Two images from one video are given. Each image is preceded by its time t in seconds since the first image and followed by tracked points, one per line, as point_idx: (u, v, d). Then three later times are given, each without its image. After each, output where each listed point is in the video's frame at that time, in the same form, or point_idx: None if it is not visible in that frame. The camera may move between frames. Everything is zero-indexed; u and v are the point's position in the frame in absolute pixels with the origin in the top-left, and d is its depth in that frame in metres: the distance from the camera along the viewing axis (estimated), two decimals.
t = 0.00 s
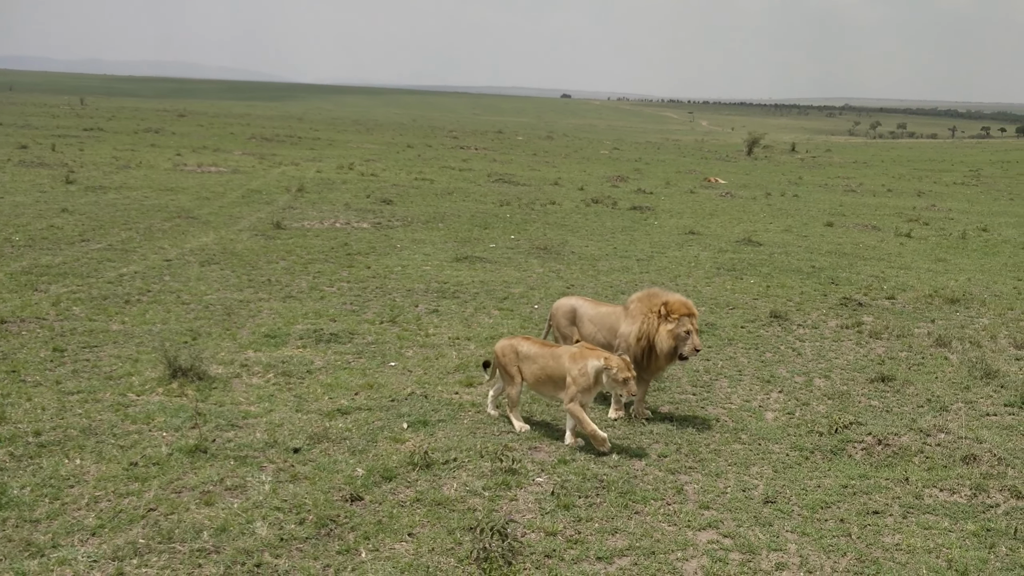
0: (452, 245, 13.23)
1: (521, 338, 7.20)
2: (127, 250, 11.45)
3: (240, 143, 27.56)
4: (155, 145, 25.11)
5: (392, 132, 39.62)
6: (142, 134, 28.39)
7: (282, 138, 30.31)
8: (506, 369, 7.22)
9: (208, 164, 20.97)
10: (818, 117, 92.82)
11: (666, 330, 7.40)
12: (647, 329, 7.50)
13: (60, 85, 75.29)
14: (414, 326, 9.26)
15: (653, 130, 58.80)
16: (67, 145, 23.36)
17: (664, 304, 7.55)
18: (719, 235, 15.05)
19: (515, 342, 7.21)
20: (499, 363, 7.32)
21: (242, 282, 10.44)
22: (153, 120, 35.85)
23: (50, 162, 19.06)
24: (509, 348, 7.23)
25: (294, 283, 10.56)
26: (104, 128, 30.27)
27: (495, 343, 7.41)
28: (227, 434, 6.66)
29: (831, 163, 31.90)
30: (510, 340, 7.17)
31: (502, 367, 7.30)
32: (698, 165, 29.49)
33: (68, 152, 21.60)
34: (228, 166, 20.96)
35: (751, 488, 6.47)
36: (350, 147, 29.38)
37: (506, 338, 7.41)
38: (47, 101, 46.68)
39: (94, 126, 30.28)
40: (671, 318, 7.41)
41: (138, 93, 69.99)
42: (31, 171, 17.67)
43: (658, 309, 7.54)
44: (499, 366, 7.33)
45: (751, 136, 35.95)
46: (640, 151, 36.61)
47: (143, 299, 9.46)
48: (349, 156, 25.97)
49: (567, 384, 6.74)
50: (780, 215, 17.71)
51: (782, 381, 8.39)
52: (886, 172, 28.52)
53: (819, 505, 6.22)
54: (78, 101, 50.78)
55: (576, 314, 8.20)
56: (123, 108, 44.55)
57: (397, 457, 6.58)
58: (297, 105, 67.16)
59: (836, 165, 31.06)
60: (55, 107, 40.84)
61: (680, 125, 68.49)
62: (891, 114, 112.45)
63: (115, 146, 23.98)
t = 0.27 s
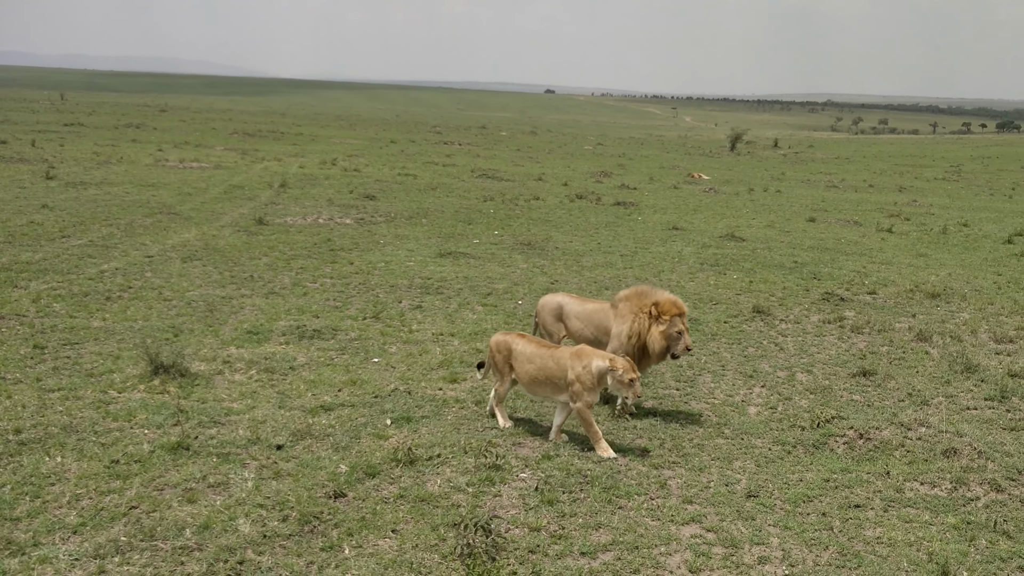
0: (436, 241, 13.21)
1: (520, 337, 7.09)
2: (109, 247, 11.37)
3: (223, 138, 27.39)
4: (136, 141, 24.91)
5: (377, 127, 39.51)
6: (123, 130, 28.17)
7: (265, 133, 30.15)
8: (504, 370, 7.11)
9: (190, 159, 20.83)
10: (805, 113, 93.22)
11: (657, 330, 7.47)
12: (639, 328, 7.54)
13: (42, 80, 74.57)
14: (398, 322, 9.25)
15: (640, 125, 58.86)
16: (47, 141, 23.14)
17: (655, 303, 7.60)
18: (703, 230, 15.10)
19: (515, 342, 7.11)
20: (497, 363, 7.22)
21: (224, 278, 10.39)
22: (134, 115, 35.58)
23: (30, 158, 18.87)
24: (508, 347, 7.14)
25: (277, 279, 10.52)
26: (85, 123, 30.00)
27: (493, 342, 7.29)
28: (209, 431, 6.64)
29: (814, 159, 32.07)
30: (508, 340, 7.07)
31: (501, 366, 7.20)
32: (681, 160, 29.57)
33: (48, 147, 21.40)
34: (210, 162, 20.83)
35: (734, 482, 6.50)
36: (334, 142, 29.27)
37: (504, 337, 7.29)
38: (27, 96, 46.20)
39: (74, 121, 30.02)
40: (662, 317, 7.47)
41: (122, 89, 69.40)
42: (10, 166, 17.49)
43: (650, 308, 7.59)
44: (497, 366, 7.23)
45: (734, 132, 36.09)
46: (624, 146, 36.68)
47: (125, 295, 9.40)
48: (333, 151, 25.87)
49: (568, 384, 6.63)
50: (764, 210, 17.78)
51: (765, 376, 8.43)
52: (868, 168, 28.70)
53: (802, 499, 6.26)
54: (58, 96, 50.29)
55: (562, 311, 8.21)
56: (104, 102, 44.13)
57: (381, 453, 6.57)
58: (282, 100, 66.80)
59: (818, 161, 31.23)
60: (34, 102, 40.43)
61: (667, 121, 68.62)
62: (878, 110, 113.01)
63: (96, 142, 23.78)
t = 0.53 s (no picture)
0: (426, 239, 13.19)
1: (525, 338, 6.96)
2: (98, 244, 11.33)
3: (212, 136, 27.31)
4: (125, 138, 24.81)
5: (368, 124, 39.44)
6: (112, 127, 28.06)
7: (255, 131, 30.08)
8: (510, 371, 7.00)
9: (180, 157, 20.77)
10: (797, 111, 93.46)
11: (666, 332, 7.47)
12: (647, 330, 7.53)
13: (31, 77, 74.22)
14: (389, 320, 9.24)
15: (631, 123, 58.91)
16: (35, 138, 23.04)
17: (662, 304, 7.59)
18: (694, 228, 15.12)
19: (519, 343, 6.99)
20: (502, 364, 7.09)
21: (214, 275, 10.37)
22: (123, 113, 35.45)
23: (18, 155, 18.78)
24: (512, 348, 7.02)
25: (267, 277, 10.50)
26: (73, 120, 29.88)
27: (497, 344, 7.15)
28: (200, 429, 6.63)
29: (804, 156, 32.16)
30: (513, 341, 6.94)
31: (506, 367, 7.08)
32: (672, 158, 29.62)
33: (36, 145, 21.29)
34: (200, 159, 20.77)
35: (725, 478, 6.52)
36: (324, 140, 29.21)
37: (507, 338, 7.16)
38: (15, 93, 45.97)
39: (63, 119, 29.88)
40: (671, 319, 7.47)
41: (112, 86, 69.12)
42: None
43: (656, 310, 7.58)
44: (501, 367, 7.11)
45: (724, 130, 36.16)
46: (615, 144, 36.72)
47: (114, 293, 9.38)
48: (322, 149, 25.82)
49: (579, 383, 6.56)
50: (754, 208, 17.81)
51: (755, 373, 8.46)
52: (858, 166, 28.79)
53: (792, 495, 6.28)
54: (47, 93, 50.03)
55: (559, 311, 8.16)
56: (94, 100, 43.90)
57: (372, 451, 6.57)
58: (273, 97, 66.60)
59: (807, 159, 31.32)
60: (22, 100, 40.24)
61: (660, 119, 68.68)
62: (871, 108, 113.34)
63: (84, 139, 23.68)
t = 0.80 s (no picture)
0: (409, 234, 13.18)
1: (527, 339, 7.00)
2: (77, 240, 11.26)
3: (193, 131, 27.14)
4: (105, 133, 24.62)
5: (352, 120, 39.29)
6: (92, 122, 27.84)
7: (237, 126, 29.94)
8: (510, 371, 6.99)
9: (160, 152, 20.64)
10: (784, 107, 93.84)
11: (671, 331, 7.53)
12: (651, 328, 7.57)
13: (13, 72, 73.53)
14: (371, 316, 9.23)
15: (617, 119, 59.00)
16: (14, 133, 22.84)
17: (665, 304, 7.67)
18: (677, 223, 15.17)
19: (521, 343, 7.02)
20: (502, 365, 7.07)
21: (196, 271, 10.32)
22: (103, 108, 35.16)
23: None
24: (514, 349, 7.04)
25: (248, 273, 10.46)
26: (53, 116, 29.61)
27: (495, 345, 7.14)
28: (181, 425, 6.61)
29: (786, 153, 32.32)
30: (515, 341, 6.97)
31: (506, 369, 7.07)
32: (655, 154, 29.68)
33: (14, 140, 21.09)
34: (181, 154, 20.67)
35: (707, 472, 6.56)
36: (306, 135, 29.08)
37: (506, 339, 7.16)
38: None
39: (42, 114, 29.60)
40: (675, 319, 7.54)
41: (94, 81, 68.60)
42: None
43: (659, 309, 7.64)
44: (500, 368, 7.11)
45: (707, 126, 36.27)
46: (598, 140, 36.75)
47: (94, 289, 9.32)
48: (304, 144, 25.72)
49: (585, 382, 6.63)
50: (736, 204, 17.87)
51: (737, 368, 8.50)
52: (839, 162, 28.96)
53: (773, 488, 6.32)
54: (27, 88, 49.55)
55: (554, 310, 8.05)
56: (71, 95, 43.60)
57: (354, 447, 6.56)
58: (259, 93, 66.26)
59: (789, 155, 31.47)
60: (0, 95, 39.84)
61: (646, 115, 68.79)
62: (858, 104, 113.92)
63: (64, 134, 23.49)
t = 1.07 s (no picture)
0: (383, 228, 13.14)
1: (530, 335, 6.78)
2: (45, 234, 11.12)
3: (165, 124, 26.89)
4: (74, 126, 24.30)
5: (327, 113, 39.04)
6: (61, 114, 27.47)
7: (209, 119, 29.69)
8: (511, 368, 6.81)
9: (131, 145, 20.42)
10: (764, 102, 94.43)
11: (664, 325, 7.47)
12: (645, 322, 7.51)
13: None
14: (344, 309, 9.20)
15: (596, 113, 59.11)
16: None
17: (659, 297, 7.60)
18: (651, 217, 15.23)
19: (523, 339, 6.80)
20: (502, 360, 6.86)
21: (167, 265, 10.23)
22: (72, 100, 34.67)
23: None
24: (515, 344, 6.81)
25: (220, 267, 10.38)
26: (20, 107, 29.19)
27: (494, 339, 6.89)
28: (152, 420, 6.55)
29: (759, 146, 32.57)
30: (516, 338, 6.73)
31: (506, 364, 6.87)
32: (630, 147, 29.79)
33: None
34: (151, 148, 20.46)
35: (681, 464, 6.60)
36: (280, 128, 28.89)
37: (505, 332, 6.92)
38: None
39: (9, 106, 29.18)
40: (669, 312, 7.48)
41: (67, 73, 67.68)
42: None
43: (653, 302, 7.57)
44: (501, 364, 6.89)
45: (682, 120, 36.42)
46: (574, 133, 36.83)
47: (63, 284, 9.22)
48: (277, 137, 25.57)
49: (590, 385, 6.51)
50: (709, 197, 17.98)
51: (710, 360, 8.56)
52: (811, 156, 29.25)
53: (745, 479, 6.38)
54: None
55: (544, 308, 7.90)
56: (41, 87, 42.98)
57: (327, 441, 6.54)
58: (236, 86, 65.67)
59: (762, 149, 31.71)
60: None
61: (626, 109, 68.97)
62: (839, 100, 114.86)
63: (32, 127, 23.16)
